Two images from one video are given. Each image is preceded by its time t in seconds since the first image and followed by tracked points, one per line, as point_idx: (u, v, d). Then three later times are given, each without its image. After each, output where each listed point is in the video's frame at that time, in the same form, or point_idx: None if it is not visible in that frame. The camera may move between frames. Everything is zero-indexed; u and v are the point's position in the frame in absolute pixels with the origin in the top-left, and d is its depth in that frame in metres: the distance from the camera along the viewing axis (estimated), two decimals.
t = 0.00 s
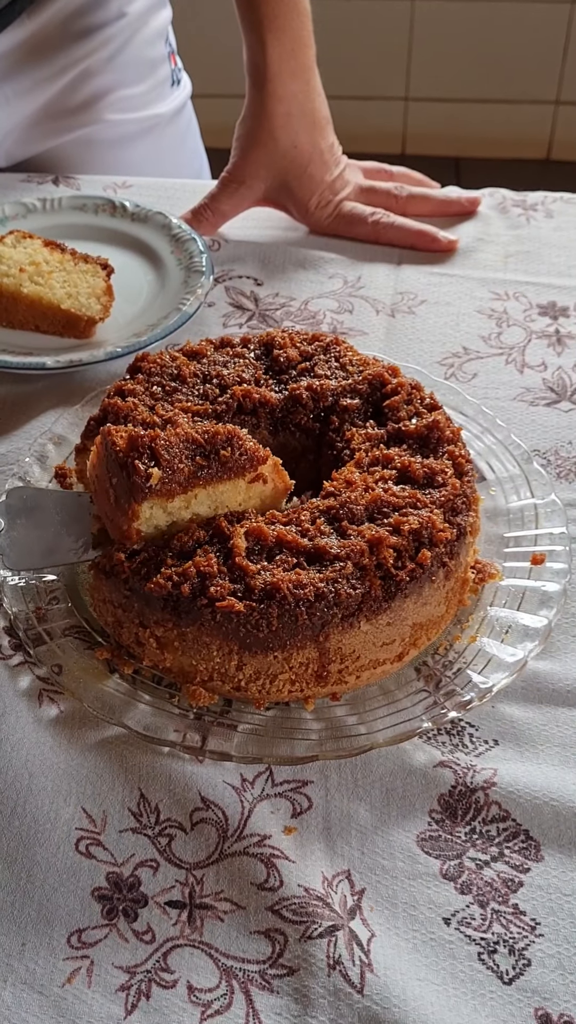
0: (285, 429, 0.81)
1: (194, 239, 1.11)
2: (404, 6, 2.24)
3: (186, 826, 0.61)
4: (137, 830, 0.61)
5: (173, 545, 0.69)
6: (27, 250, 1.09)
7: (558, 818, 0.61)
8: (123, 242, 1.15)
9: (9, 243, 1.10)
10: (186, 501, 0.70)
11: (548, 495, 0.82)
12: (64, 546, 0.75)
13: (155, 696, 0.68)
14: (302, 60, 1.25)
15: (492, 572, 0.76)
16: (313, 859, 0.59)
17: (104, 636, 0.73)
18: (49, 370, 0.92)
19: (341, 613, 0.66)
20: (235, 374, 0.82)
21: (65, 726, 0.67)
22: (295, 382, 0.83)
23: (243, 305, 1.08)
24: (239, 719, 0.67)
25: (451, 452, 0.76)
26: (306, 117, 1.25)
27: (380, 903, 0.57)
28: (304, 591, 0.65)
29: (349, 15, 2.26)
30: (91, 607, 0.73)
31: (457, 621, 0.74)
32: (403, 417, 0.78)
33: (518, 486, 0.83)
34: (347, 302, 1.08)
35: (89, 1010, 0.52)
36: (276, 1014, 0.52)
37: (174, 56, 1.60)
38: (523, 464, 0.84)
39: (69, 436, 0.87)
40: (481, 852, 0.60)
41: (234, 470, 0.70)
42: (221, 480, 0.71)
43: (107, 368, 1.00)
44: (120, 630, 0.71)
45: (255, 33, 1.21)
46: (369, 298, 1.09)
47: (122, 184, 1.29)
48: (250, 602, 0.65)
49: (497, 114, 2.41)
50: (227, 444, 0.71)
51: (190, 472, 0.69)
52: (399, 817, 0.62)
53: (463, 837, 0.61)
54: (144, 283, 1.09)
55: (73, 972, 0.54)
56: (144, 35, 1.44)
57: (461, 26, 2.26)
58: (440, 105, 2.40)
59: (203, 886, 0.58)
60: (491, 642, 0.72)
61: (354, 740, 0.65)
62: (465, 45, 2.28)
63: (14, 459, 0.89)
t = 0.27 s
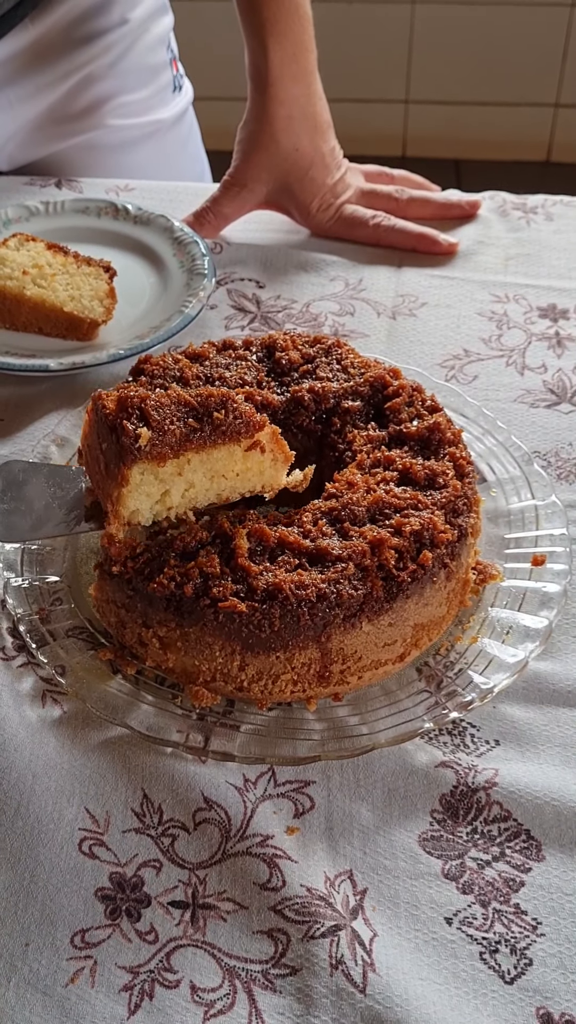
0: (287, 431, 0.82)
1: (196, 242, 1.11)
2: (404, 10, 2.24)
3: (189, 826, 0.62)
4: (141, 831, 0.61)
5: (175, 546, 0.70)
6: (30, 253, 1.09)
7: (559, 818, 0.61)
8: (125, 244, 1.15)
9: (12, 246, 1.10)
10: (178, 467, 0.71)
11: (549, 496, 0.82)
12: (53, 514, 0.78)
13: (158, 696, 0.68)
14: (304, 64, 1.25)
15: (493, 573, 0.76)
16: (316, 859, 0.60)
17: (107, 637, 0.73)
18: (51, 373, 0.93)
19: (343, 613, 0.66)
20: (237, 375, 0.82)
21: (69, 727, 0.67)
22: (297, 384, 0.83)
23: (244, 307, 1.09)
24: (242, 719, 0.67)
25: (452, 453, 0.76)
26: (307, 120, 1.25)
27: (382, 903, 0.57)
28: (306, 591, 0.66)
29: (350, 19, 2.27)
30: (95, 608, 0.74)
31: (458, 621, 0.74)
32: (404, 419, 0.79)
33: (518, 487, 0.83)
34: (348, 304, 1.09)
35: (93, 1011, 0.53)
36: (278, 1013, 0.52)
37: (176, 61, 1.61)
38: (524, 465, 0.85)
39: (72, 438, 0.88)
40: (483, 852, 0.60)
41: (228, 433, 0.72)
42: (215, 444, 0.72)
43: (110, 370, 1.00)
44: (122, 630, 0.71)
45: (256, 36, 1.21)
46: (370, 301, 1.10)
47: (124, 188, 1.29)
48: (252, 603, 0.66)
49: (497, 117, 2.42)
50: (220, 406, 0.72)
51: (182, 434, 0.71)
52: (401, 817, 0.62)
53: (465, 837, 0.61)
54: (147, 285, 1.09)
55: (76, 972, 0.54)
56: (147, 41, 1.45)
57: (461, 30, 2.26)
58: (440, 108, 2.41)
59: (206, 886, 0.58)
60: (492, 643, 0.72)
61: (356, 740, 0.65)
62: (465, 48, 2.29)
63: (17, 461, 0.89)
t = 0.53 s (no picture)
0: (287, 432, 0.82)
1: (196, 244, 1.12)
2: (405, 11, 2.25)
3: (189, 825, 0.62)
4: (141, 830, 0.62)
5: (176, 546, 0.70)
6: (31, 254, 1.09)
7: (558, 817, 0.61)
8: (127, 246, 1.16)
9: (13, 247, 1.11)
10: (196, 425, 0.78)
11: (548, 497, 0.82)
12: (63, 479, 0.79)
13: (159, 696, 0.69)
14: (304, 66, 1.26)
15: (493, 573, 0.77)
16: (316, 857, 0.60)
17: (108, 637, 0.73)
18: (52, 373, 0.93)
19: (343, 613, 0.67)
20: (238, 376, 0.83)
21: (70, 726, 0.68)
22: (297, 385, 0.83)
23: (245, 308, 1.09)
24: (242, 719, 0.68)
25: (452, 454, 0.76)
26: (307, 121, 1.26)
27: (382, 902, 0.58)
28: (306, 591, 0.66)
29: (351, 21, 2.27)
30: (95, 608, 0.74)
31: (458, 621, 0.75)
32: (404, 420, 0.79)
33: (518, 488, 0.83)
34: (348, 306, 1.09)
35: (94, 1009, 0.53)
36: (278, 1011, 0.53)
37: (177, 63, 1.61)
38: (523, 466, 0.85)
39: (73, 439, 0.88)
40: (482, 851, 0.60)
41: (248, 390, 0.78)
42: (234, 402, 0.78)
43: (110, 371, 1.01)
44: (123, 631, 0.71)
45: (257, 38, 1.22)
46: (370, 302, 1.10)
47: (125, 189, 1.29)
48: (253, 603, 0.66)
49: (498, 119, 2.42)
50: (239, 362, 0.78)
51: (201, 389, 0.77)
52: (401, 815, 0.62)
53: (465, 836, 0.61)
54: (148, 286, 1.10)
55: (77, 970, 0.55)
56: (148, 43, 1.45)
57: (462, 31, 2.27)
58: (441, 110, 2.42)
59: (206, 885, 0.59)
60: (491, 643, 0.72)
61: (356, 739, 0.65)
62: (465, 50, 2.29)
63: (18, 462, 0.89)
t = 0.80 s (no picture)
0: (287, 431, 0.82)
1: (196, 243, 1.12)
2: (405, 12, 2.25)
3: (188, 824, 0.62)
4: (141, 829, 0.62)
5: (175, 545, 0.70)
6: (31, 254, 1.09)
7: (558, 817, 0.62)
8: (127, 246, 1.16)
9: (13, 247, 1.11)
10: (267, 304, 0.67)
11: (548, 496, 0.82)
12: (119, 385, 0.73)
13: (159, 695, 0.69)
14: (303, 65, 1.26)
15: (492, 573, 0.77)
16: (316, 856, 0.60)
17: (108, 636, 0.73)
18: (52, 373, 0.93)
19: (342, 613, 0.67)
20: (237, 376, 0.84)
21: (70, 726, 0.68)
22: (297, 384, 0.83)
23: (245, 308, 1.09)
24: (242, 718, 0.68)
25: (451, 453, 0.76)
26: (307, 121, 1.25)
27: (382, 901, 0.58)
28: (305, 591, 0.66)
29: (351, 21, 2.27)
30: (95, 608, 0.74)
31: (458, 621, 0.75)
32: (404, 419, 0.79)
33: (518, 488, 0.84)
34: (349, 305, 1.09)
35: (93, 1008, 0.53)
36: (278, 1010, 0.53)
37: (178, 63, 1.61)
38: (523, 466, 0.85)
39: (72, 438, 0.88)
40: (481, 850, 0.60)
41: (322, 262, 0.68)
42: (307, 276, 0.68)
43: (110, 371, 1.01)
44: (123, 630, 0.71)
45: (256, 37, 1.21)
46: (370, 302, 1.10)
47: (125, 189, 1.30)
48: (252, 602, 0.66)
49: (498, 119, 2.42)
50: (310, 232, 0.68)
51: (271, 262, 0.66)
52: (400, 814, 0.62)
53: (464, 835, 0.61)
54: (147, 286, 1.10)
55: (77, 969, 0.55)
56: (148, 43, 1.45)
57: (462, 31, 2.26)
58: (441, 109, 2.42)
59: (206, 884, 0.59)
60: (491, 642, 0.72)
61: (356, 739, 0.65)
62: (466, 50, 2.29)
63: (18, 461, 0.89)
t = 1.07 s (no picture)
0: (288, 430, 0.83)
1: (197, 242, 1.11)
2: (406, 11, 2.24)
3: (190, 823, 0.62)
4: (143, 828, 0.62)
5: (176, 544, 0.70)
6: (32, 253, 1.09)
7: (560, 816, 0.61)
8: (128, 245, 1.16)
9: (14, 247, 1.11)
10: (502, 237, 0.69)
11: (550, 495, 0.82)
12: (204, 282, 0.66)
13: (160, 695, 0.69)
14: (304, 63, 1.25)
15: (494, 572, 0.77)
16: (317, 856, 0.60)
17: (109, 636, 0.73)
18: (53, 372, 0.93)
19: (344, 611, 0.66)
20: (238, 375, 0.84)
21: (71, 725, 0.68)
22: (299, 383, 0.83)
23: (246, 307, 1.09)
24: (243, 718, 0.67)
25: (453, 452, 0.76)
26: (307, 120, 1.25)
27: (384, 900, 0.57)
28: (307, 590, 0.66)
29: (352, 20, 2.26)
30: (96, 608, 0.74)
31: (459, 620, 0.75)
32: (406, 418, 0.79)
33: (519, 487, 0.84)
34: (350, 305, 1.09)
35: (95, 1008, 0.53)
36: (280, 1010, 0.53)
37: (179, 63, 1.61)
38: (525, 465, 0.85)
39: (74, 437, 0.89)
40: (483, 850, 0.60)
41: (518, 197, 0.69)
42: (509, 211, 0.69)
43: (112, 370, 1.01)
44: (124, 629, 0.71)
45: (256, 35, 1.21)
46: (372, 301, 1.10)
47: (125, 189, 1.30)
48: (254, 601, 0.66)
49: (499, 118, 2.42)
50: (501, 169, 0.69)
51: (480, 194, 0.67)
52: (402, 813, 0.62)
53: (466, 835, 0.61)
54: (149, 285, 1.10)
55: (79, 968, 0.55)
56: (147, 42, 1.46)
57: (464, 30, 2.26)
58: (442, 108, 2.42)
59: (207, 884, 0.59)
60: (493, 641, 0.72)
61: (357, 738, 0.65)
62: (466, 49, 2.29)
63: (19, 460, 0.89)
